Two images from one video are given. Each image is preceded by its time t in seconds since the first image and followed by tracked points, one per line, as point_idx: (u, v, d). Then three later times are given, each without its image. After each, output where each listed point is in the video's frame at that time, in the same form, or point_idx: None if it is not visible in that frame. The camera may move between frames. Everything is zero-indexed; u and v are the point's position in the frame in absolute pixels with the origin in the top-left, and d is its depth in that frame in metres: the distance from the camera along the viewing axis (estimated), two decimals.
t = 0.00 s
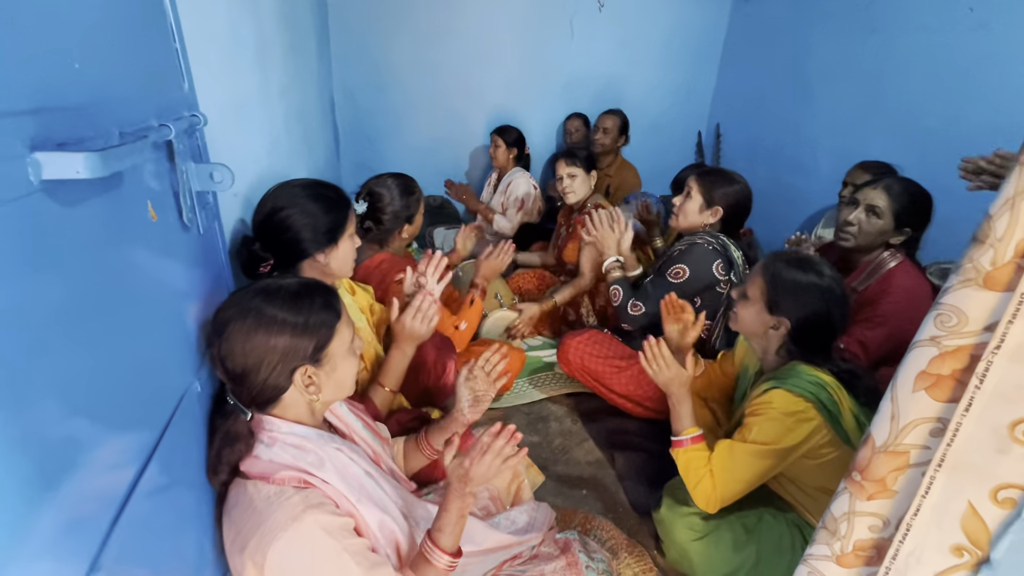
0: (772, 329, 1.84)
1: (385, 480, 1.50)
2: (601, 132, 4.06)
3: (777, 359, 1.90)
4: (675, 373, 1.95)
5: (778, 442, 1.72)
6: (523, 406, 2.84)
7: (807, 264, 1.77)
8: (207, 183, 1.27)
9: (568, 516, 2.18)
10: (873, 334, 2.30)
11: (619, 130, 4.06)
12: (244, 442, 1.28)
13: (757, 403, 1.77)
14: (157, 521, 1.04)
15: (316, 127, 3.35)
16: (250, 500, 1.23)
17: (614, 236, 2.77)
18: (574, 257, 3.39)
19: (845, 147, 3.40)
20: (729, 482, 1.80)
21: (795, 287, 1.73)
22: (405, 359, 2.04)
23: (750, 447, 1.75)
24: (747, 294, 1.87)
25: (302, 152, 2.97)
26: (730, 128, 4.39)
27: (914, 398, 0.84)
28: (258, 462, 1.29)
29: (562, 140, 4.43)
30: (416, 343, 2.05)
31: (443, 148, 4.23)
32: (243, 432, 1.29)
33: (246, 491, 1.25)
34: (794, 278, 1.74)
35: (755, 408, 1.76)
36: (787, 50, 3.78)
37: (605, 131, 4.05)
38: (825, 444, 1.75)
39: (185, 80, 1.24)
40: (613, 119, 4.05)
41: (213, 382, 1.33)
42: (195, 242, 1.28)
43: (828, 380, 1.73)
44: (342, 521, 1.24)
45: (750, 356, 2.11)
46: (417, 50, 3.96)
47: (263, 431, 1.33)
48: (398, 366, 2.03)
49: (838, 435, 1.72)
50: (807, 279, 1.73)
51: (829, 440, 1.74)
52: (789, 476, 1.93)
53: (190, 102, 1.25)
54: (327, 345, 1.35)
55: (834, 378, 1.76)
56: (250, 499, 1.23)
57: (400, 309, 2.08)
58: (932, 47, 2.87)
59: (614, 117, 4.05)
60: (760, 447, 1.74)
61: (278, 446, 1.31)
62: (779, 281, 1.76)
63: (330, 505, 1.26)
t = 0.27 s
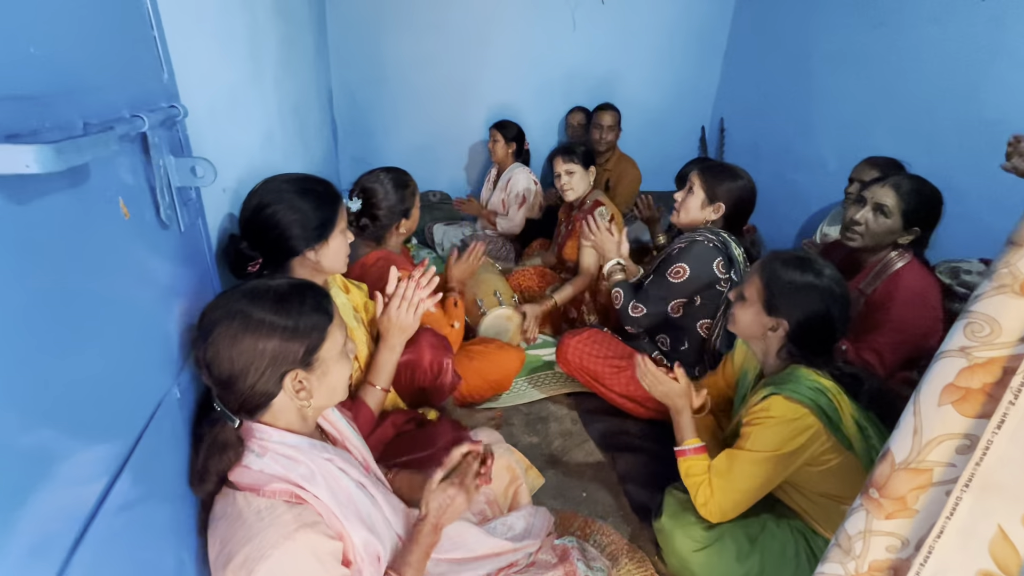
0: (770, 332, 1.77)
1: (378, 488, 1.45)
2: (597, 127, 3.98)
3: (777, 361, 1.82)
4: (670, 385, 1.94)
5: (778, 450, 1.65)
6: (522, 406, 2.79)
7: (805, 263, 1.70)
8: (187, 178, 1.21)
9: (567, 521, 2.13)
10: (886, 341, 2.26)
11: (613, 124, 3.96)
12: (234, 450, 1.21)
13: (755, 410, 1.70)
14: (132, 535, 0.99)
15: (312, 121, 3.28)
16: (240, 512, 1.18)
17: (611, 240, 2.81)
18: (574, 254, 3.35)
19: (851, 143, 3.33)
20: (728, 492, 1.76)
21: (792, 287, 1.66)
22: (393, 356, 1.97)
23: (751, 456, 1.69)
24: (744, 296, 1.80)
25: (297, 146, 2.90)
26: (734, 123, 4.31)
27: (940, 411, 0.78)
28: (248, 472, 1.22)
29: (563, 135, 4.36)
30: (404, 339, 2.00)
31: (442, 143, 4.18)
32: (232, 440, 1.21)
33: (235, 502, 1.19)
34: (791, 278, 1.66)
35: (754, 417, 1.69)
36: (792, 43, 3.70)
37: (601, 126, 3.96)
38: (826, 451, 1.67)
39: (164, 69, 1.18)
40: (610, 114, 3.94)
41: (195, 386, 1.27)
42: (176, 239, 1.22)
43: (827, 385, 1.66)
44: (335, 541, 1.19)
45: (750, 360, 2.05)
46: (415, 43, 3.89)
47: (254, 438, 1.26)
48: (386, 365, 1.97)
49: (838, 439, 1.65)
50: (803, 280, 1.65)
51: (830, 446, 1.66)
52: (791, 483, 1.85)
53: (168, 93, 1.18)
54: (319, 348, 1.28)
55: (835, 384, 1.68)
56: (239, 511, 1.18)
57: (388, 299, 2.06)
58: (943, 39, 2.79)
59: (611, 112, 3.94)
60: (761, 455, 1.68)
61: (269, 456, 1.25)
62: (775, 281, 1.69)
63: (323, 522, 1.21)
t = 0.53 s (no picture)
0: (777, 335, 1.70)
1: (368, 492, 1.37)
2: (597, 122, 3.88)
3: (784, 365, 1.75)
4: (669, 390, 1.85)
5: (783, 455, 1.59)
6: (521, 406, 2.73)
7: (815, 264, 1.64)
8: (167, 171, 1.14)
9: (565, 525, 2.07)
10: (896, 340, 2.18)
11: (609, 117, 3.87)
12: (212, 455, 1.14)
13: (760, 415, 1.63)
14: (109, 544, 0.92)
15: (308, 115, 3.22)
16: (215, 520, 1.12)
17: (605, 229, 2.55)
18: (575, 250, 3.30)
19: (858, 139, 3.25)
20: (730, 497, 1.69)
21: (800, 288, 1.60)
22: (387, 357, 1.93)
23: (755, 462, 1.62)
24: (749, 298, 1.74)
25: (293, 140, 2.84)
26: (738, 117, 4.24)
27: (967, 430, 0.74)
28: (224, 478, 1.16)
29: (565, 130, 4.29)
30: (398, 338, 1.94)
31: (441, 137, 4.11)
32: (213, 443, 1.15)
33: (211, 511, 1.13)
34: (800, 279, 1.61)
35: (758, 422, 1.62)
36: (798, 37, 3.62)
37: (599, 120, 3.87)
38: (833, 457, 1.60)
39: (141, 57, 1.12)
40: (606, 108, 3.86)
41: (176, 389, 1.21)
42: (156, 235, 1.15)
43: (835, 389, 1.59)
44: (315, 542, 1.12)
45: (755, 361, 1.99)
46: (414, 35, 3.82)
47: (232, 444, 1.19)
48: (381, 365, 1.92)
49: (846, 447, 1.58)
50: (812, 281, 1.60)
51: (836, 454, 1.59)
52: (795, 487, 1.77)
53: (146, 81, 1.12)
54: (312, 350, 1.20)
55: (845, 388, 1.62)
56: (214, 519, 1.12)
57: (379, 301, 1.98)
58: (955, 32, 2.72)
59: (605, 105, 3.87)
60: (766, 462, 1.61)
61: (248, 461, 1.18)
62: (783, 282, 1.63)
63: (302, 525, 1.14)
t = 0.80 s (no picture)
0: (790, 331, 1.63)
1: (363, 498, 1.33)
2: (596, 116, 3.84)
3: (794, 364, 1.68)
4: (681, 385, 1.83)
5: (789, 452, 1.52)
6: (520, 405, 2.69)
7: (831, 259, 1.58)
8: (148, 166, 1.09)
9: (564, 527, 2.05)
10: (904, 341, 2.15)
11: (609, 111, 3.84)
12: (204, 463, 1.10)
13: (765, 413, 1.56)
14: (85, 559, 0.88)
15: (306, 108, 3.16)
16: (204, 530, 1.06)
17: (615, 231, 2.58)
18: (576, 249, 3.20)
19: (864, 134, 3.19)
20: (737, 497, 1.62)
21: (816, 284, 1.53)
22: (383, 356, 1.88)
23: (759, 460, 1.55)
24: (763, 293, 1.68)
25: (290, 134, 2.79)
26: (742, 112, 4.17)
27: (992, 445, 0.69)
28: (218, 486, 1.11)
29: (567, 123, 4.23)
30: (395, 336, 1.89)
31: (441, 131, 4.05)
32: (200, 450, 1.10)
33: (201, 519, 1.08)
34: (816, 276, 1.54)
35: (763, 420, 1.55)
36: (805, 30, 3.55)
37: (597, 113, 3.83)
38: (841, 458, 1.55)
39: (120, 45, 1.06)
40: (603, 103, 3.82)
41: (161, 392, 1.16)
42: (139, 233, 1.10)
43: (845, 389, 1.53)
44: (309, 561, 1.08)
45: (761, 358, 1.93)
46: (413, 27, 3.76)
47: (223, 449, 1.14)
48: (376, 364, 1.87)
49: (854, 448, 1.52)
50: (831, 276, 1.53)
51: (844, 454, 1.54)
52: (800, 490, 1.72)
53: (124, 71, 1.07)
54: (300, 352, 1.15)
55: (854, 389, 1.56)
56: (204, 529, 1.06)
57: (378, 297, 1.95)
58: (966, 25, 2.65)
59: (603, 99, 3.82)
60: (771, 461, 1.54)
61: (241, 469, 1.13)
62: (799, 279, 1.56)
63: (296, 540, 1.10)
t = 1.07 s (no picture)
0: (792, 338, 1.58)
1: (352, 505, 1.29)
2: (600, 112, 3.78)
3: (798, 369, 1.63)
4: (668, 388, 1.74)
5: (793, 465, 1.48)
6: (519, 404, 2.65)
7: (831, 261, 1.53)
8: (129, 162, 1.06)
9: (562, 530, 1.99)
10: (907, 341, 2.09)
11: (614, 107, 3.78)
12: (177, 470, 1.07)
13: (769, 422, 1.52)
14: (63, 571, 0.84)
15: (304, 102, 3.11)
16: (179, 541, 1.03)
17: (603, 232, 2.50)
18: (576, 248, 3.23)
19: (870, 131, 3.14)
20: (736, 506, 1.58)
21: (816, 288, 1.49)
22: (381, 357, 1.84)
23: (762, 471, 1.52)
24: (762, 300, 1.63)
25: (286, 128, 2.74)
26: (747, 107, 4.12)
27: (1013, 468, 0.65)
28: (193, 495, 1.08)
29: (568, 119, 4.18)
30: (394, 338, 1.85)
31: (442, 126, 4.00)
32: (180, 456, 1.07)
33: (176, 529, 1.06)
34: (815, 279, 1.49)
35: (768, 430, 1.51)
36: (810, 25, 3.49)
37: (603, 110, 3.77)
38: (848, 468, 1.51)
39: (100, 38, 1.03)
40: (609, 99, 3.77)
41: (144, 396, 1.13)
42: (121, 231, 1.07)
43: (852, 398, 1.49)
44: (289, 563, 1.04)
45: (763, 364, 1.90)
46: (413, 20, 3.70)
47: (200, 457, 1.11)
48: (374, 366, 1.84)
49: (862, 458, 1.48)
50: (832, 281, 1.48)
51: (851, 464, 1.50)
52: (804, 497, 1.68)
53: (103, 64, 1.03)
54: (282, 357, 1.12)
55: (861, 397, 1.52)
56: (179, 539, 1.04)
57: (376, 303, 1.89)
58: (975, 19, 2.60)
59: (610, 94, 3.77)
60: (772, 471, 1.50)
61: (216, 476, 1.09)
62: (799, 285, 1.51)
63: (275, 545, 1.06)
